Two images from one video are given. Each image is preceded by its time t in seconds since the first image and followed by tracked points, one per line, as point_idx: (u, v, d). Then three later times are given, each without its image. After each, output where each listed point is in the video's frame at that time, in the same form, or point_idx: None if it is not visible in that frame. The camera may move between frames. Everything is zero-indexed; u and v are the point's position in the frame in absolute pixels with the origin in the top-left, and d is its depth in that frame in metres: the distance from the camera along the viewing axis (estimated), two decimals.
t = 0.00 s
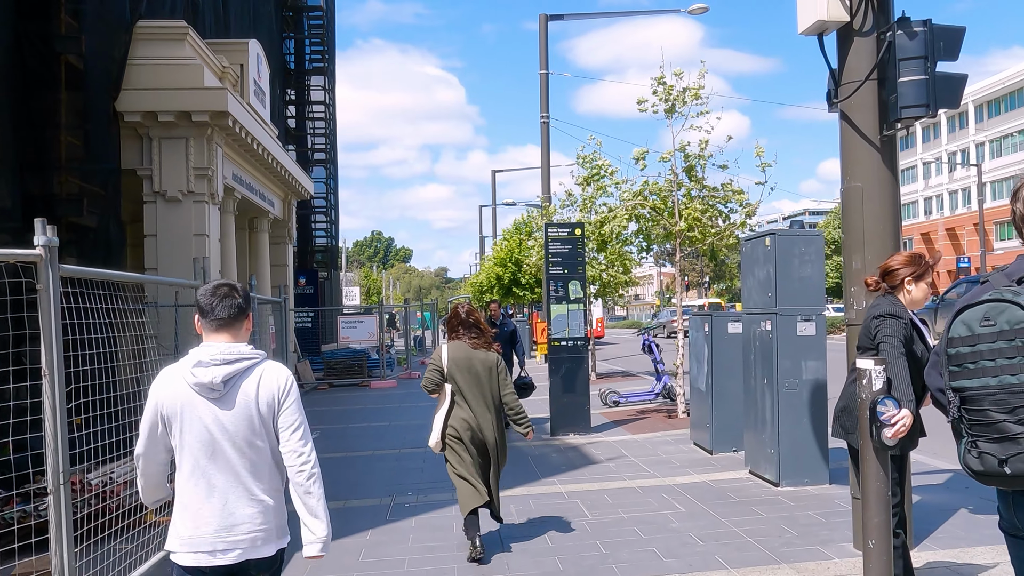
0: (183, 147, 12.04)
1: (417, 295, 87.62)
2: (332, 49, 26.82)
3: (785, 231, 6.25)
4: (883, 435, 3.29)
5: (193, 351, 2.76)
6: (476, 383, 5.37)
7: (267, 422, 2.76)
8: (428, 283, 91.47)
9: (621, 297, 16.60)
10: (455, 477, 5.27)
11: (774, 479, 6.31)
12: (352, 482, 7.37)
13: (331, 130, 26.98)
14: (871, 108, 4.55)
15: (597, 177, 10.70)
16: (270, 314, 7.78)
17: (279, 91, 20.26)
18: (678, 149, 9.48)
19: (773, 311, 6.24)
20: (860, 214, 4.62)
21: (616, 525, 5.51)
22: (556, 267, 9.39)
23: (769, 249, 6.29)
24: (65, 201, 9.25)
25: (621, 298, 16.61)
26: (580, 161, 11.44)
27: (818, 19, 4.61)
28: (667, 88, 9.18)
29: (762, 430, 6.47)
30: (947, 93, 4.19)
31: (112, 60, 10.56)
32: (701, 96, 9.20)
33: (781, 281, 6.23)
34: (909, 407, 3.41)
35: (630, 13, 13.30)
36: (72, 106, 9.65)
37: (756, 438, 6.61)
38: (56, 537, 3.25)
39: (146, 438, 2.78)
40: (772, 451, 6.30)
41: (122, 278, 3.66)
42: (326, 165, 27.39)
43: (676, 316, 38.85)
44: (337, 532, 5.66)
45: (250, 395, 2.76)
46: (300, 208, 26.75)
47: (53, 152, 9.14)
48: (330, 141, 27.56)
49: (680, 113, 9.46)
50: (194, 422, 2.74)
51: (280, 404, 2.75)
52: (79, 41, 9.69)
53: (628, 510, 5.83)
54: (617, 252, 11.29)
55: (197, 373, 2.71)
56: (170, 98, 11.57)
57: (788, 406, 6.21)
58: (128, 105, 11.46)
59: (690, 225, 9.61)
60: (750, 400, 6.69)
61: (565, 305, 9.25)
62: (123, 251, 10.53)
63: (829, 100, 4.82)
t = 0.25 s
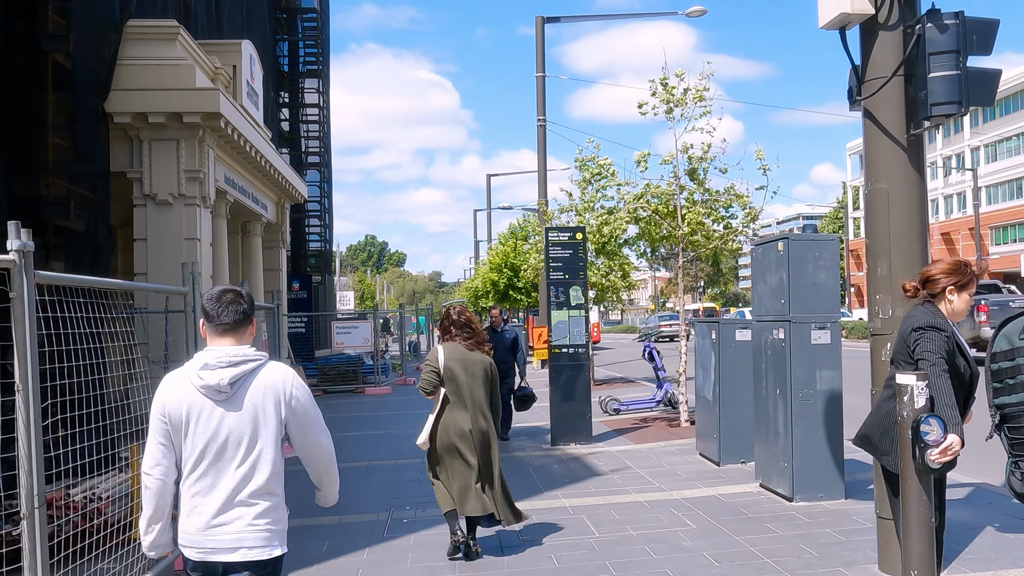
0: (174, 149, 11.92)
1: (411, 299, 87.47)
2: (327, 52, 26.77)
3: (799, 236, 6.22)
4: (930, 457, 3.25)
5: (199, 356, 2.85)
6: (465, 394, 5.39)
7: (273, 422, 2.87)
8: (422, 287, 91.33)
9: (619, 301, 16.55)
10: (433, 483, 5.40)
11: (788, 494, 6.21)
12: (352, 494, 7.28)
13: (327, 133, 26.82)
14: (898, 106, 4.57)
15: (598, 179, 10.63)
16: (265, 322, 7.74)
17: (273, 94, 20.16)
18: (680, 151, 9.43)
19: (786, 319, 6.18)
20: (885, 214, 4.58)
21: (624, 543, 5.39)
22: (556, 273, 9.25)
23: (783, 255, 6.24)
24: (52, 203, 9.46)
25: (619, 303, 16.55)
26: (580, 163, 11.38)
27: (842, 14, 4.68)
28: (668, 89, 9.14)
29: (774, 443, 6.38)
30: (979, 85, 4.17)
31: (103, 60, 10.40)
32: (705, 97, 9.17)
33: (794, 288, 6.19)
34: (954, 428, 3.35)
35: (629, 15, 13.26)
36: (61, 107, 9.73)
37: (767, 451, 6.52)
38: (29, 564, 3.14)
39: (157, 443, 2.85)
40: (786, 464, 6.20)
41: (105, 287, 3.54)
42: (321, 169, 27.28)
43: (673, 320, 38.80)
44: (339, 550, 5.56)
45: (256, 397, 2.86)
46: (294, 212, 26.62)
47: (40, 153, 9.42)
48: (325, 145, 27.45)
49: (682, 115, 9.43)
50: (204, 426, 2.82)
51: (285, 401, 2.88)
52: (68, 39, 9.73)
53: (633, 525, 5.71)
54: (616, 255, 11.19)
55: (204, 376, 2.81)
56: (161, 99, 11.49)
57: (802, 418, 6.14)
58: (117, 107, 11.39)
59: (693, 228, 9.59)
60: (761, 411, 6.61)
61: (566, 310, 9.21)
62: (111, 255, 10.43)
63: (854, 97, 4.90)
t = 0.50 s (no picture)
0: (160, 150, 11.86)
1: (403, 303, 87.44)
2: (319, 54, 26.79)
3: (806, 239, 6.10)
4: (965, 478, 2.88)
5: (182, 367, 2.92)
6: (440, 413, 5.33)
7: (254, 428, 2.93)
8: (414, 291, 91.33)
9: (614, 304, 16.50)
10: (414, 497, 5.48)
11: (794, 507, 6.06)
12: (340, 505, 7.15)
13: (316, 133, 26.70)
14: (917, 103, 3.98)
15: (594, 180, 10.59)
16: (250, 327, 7.61)
17: (264, 94, 20.03)
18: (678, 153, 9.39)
19: (791, 325, 6.07)
20: (902, 215, 4.00)
21: (626, 559, 5.22)
22: (552, 276, 9.25)
23: (790, 258, 6.12)
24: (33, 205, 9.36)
25: (613, 306, 16.51)
26: (575, 165, 11.34)
27: (857, 3, 4.04)
28: (671, 89, 9.11)
29: (780, 454, 6.24)
30: (1000, 83, 3.82)
31: (87, 58, 10.41)
32: (707, 99, 9.14)
33: (801, 292, 6.07)
34: (991, 444, 2.95)
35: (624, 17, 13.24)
36: (42, 106, 9.62)
37: (772, 462, 6.38)
38: None
39: (142, 450, 2.90)
40: (792, 476, 6.05)
41: (69, 291, 3.32)
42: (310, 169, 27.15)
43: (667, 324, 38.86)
44: (326, 567, 5.40)
45: (236, 406, 2.93)
46: (285, 214, 26.49)
47: (19, 154, 9.31)
48: (316, 145, 27.32)
49: (682, 116, 9.38)
50: (185, 434, 2.89)
51: (266, 410, 2.95)
52: (50, 36, 9.63)
53: (634, 541, 5.57)
54: (611, 257, 11.13)
55: (186, 387, 2.88)
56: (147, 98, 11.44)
57: (809, 428, 6.01)
58: (102, 106, 11.33)
59: (690, 231, 9.56)
60: (765, 421, 6.48)
61: (562, 315, 9.17)
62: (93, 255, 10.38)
63: (865, 92, 4.30)
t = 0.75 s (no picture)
0: (152, 147, 11.79)
1: (402, 305, 87.40)
2: (318, 54, 26.76)
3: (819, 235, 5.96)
4: (1011, 493, 2.65)
5: (180, 366, 3.02)
6: (418, 403, 5.61)
7: (245, 430, 3.01)
8: (413, 293, 91.31)
9: (614, 306, 16.45)
10: (410, 500, 5.53)
11: (806, 515, 5.96)
12: (340, 511, 7.07)
13: (314, 132, 26.64)
14: (942, 85, 3.59)
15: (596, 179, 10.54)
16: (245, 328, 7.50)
17: (261, 94, 19.98)
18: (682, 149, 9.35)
19: (804, 324, 5.95)
20: (929, 208, 3.58)
21: (632, 571, 5.13)
22: (552, 276, 9.20)
23: (801, 255, 6.00)
24: (19, 203, 9.26)
25: (613, 308, 16.46)
26: (575, 165, 11.31)
27: None
28: (673, 84, 9.06)
29: (792, 460, 6.13)
30: None
31: (77, 53, 10.41)
32: (711, 93, 9.09)
33: (813, 291, 5.95)
34: None
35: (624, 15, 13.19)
36: (28, 102, 9.54)
37: (783, 468, 6.27)
38: None
39: (137, 445, 3.06)
40: (805, 483, 5.95)
41: (54, 290, 3.24)
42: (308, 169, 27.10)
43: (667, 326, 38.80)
44: None
45: (230, 408, 3.02)
46: (284, 215, 26.44)
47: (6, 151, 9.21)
48: (315, 145, 27.27)
49: (684, 112, 9.34)
50: (176, 431, 2.99)
51: (258, 413, 3.01)
52: (37, 29, 9.55)
53: (640, 553, 5.48)
54: (611, 256, 11.08)
55: (182, 385, 2.98)
56: (137, 94, 11.37)
57: (823, 433, 5.90)
58: (92, 102, 11.27)
59: (695, 230, 9.51)
60: (775, 425, 6.38)
61: (563, 316, 9.13)
62: (82, 254, 10.28)
63: (886, 78, 3.88)
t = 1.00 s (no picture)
0: (153, 147, 11.78)
1: (409, 306, 87.44)
2: (323, 55, 26.84)
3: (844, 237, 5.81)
4: None
5: (203, 365, 3.25)
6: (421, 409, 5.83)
7: (267, 429, 3.26)
8: (420, 294, 91.32)
9: (623, 308, 16.37)
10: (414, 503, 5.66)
11: (833, 531, 5.78)
12: (351, 522, 6.98)
13: (319, 133, 26.62)
14: (986, 76, 3.28)
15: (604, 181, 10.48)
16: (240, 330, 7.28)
17: (266, 95, 19.99)
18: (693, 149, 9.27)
19: (830, 330, 5.79)
20: (971, 210, 3.26)
21: None
22: (562, 279, 9.10)
23: (826, 257, 5.84)
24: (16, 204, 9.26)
25: (621, 310, 16.39)
26: (584, 166, 11.25)
27: None
28: (683, 82, 9.00)
29: (815, 472, 5.97)
30: None
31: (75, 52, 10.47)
32: (721, 91, 9.02)
33: (839, 294, 5.79)
34: None
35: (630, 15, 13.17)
36: (25, 101, 9.53)
37: (806, 481, 6.11)
38: None
39: (161, 441, 3.27)
40: (830, 497, 5.79)
41: (36, 295, 3.10)
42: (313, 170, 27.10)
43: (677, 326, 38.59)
44: None
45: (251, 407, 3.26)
46: (289, 216, 26.44)
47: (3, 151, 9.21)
48: (320, 146, 27.28)
49: (695, 111, 9.27)
50: (203, 426, 3.23)
51: (278, 413, 3.26)
52: (34, 27, 9.56)
53: (660, 568, 5.36)
54: (619, 257, 10.99)
55: (205, 383, 3.21)
56: (139, 92, 11.35)
57: (849, 444, 5.71)
58: (92, 102, 11.27)
59: (708, 231, 9.42)
60: (797, 436, 6.22)
61: (573, 320, 9.08)
62: (83, 255, 10.19)
63: (921, 70, 3.56)
